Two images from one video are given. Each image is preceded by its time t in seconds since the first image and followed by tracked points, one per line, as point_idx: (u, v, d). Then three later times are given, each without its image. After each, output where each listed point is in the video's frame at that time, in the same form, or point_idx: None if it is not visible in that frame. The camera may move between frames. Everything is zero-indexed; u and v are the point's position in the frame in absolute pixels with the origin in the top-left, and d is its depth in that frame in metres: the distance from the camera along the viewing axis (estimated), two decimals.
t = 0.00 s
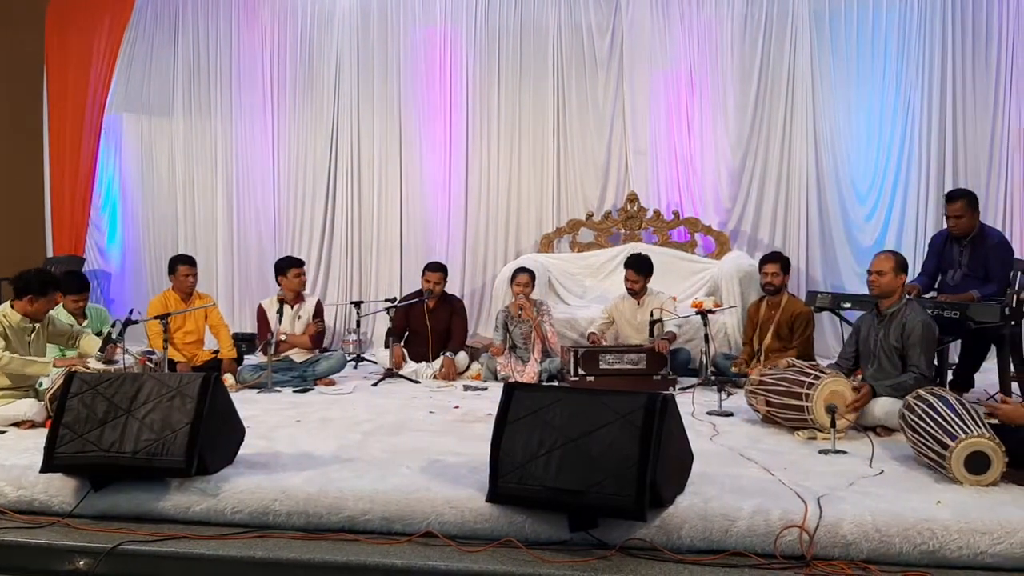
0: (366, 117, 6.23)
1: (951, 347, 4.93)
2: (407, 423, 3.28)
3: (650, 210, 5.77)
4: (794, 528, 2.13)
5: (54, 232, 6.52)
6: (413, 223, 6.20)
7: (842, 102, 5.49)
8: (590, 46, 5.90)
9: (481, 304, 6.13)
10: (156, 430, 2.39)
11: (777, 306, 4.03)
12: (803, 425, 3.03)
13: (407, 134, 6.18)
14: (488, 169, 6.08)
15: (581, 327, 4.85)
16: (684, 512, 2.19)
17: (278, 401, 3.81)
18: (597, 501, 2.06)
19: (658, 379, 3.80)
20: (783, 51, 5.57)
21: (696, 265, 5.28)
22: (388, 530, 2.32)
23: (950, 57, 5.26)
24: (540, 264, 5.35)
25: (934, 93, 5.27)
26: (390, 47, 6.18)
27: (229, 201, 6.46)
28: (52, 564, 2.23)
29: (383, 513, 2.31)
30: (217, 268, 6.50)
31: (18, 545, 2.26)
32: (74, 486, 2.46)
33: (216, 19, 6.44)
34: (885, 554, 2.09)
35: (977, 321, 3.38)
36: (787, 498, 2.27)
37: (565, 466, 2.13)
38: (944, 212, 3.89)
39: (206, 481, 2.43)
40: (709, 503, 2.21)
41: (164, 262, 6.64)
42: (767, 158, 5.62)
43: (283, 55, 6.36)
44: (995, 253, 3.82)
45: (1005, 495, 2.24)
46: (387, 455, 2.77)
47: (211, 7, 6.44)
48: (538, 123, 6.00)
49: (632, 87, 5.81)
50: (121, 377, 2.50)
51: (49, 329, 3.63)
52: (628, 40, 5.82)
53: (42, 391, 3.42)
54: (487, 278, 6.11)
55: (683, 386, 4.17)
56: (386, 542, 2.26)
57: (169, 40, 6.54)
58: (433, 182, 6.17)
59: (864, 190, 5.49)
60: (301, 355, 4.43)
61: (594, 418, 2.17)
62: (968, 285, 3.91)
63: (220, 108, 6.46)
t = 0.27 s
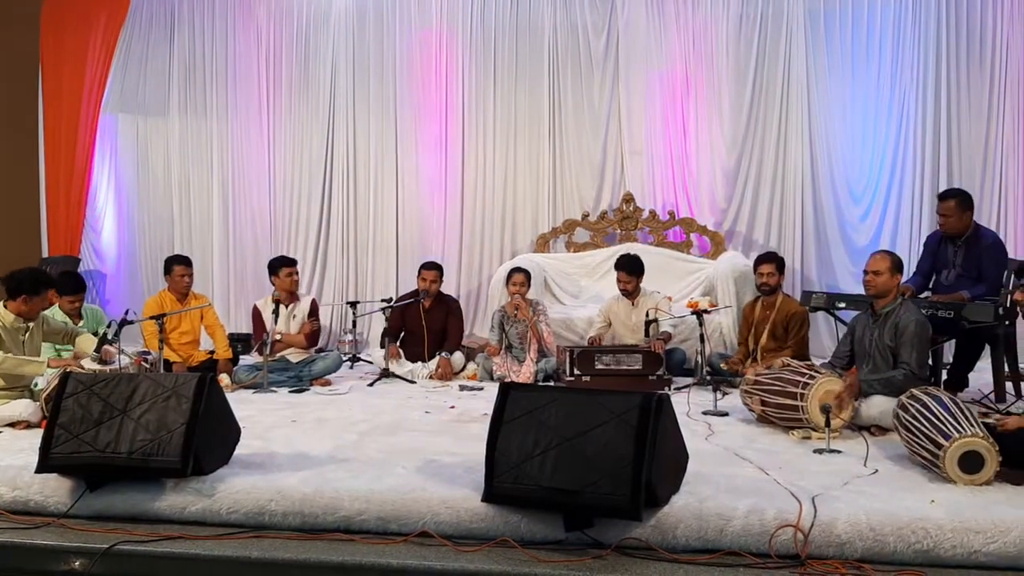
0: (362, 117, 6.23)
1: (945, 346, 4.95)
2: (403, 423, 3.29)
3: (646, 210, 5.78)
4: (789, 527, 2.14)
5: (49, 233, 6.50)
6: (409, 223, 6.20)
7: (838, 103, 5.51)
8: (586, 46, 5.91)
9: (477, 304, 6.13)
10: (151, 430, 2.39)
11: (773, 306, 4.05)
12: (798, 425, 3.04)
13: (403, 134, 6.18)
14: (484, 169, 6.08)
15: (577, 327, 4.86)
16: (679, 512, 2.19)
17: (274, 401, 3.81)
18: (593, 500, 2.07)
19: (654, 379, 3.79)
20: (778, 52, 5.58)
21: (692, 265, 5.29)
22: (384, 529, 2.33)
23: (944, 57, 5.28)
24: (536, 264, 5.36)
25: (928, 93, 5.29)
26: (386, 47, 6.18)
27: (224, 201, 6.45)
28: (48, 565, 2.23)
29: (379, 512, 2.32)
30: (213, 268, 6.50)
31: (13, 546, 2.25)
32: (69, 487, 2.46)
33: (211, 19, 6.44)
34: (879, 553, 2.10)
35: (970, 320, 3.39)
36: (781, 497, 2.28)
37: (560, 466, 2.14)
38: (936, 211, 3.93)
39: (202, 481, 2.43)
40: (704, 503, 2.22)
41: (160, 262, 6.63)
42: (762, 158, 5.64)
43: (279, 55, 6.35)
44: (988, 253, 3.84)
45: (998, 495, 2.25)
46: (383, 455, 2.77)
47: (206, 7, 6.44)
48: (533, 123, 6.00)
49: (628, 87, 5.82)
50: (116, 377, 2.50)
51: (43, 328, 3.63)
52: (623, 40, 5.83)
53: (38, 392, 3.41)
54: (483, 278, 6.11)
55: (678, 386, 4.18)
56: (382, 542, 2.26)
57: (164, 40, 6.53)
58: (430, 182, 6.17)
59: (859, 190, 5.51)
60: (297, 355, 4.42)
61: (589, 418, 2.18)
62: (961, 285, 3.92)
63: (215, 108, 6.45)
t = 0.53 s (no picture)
0: (358, 117, 6.23)
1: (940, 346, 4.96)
2: (398, 423, 3.29)
3: (642, 210, 5.79)
4: (784, 526, 2.14)
5: (44, 233, 6.48)
6: (404, 223, 6.20)
7: (832, 103, 5.52)
8: (581, 46, 5.91)
9: (473, 305, 6.13)
10: (147, 430, 2.38)
11: (768, 306, 4.06)
12: (793, 425, 3.05)
13: (399, 134, 6.18)
14: (479, 168, 6.09)
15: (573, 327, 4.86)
16: (674, 512, 2.20)
17: (270, 402, 3.81)
18: (588, 500, 2.07)
19: (649, 379, 3.81)
20: (773, 52, 5.59)
21: (687, 265, 5.30)
22: (379, 529, 2.33)
23: (938, 58, 5.30)
24: (531, 265, 5.36)
25: (923, 93, 5.31)
26: (382, 47, 6.18)
27: (220, 201, 6.44)
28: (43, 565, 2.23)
29: (374, 513, 2.32)
30: (208, 268, 6.49)
31: (8, 547, 2.25)
32: (65, 487, 2.45)
33: (207, 18, 6.43)
34: (874, 552, 2.10)
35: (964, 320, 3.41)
36: (776, 497, 2.28)
37: (556, 466, 2.14)
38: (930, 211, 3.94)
39: (197, 482, 2.43)
40: (699, 503, 2.23)
41: (155, 262, 6.62)
42: (757, 159, 5.65)
43: (275, 55, 6.35)
44: (982, 253, 3.85)
45: (992, 494, 2.26)
46: (378, 455, 2.78)
47: (202, 7, 6.43)
48: (529, 123, 6.00)
49: (623, 88, 5.83)
50: (112, 377, 2.50)
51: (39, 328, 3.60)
52: (619, 40, 5.83)
53: (32, 392, 3.38)
54: (479, 278, 6.10)
55: (673, 386, 4.19)
56: (378, 542, 2.26)
57: (160, 39, 6.52)
58: (425, 182, 6.17)
59: (854, 191, 5.52)
60: (293, 354, 4.41)
61: (584, 419, 2.18)
62: (955, 285, 3.93)
63: (211, 108, 6.44)
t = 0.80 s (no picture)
0: (355, 117, 6.23)
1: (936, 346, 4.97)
2: (396, 423, 3.29)
3: (639, 210, 5.80)
4: (781, 526, 2.15)
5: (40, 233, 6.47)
6: (401, 222, 6.20)
7: (829, 103, 5.54)
8: (578, 46, 5.92)
9: (470, 305, 6.13)
10: (144, 431, 2.38)
11: (765, 306, 4.06)
12: (789, 424, 3.06)
13: (396, 134, 6.18)
14: (477, 169, 6.09)
15: (570, 328, 4.87)
16: (672, 511, 2.20)
17: (267, 402, 3.81)
18: (585, 500, 2.08)
19: (646, 379, 3.81)
20: (770, 52, 5.60)
21: (684, 265, 5.31)
22: (377, 529, 2.33)
23: (934, 59, 5.32)
24: (528, 265, 5.37)
25: (919, 93, 5.32)
26: (379, 47, 6.17)
27: (217, 201, 6.44)
28: (40, 566, 2.22)
29: (372, 512, 2.32)
30: (205, 268, 6.48)
31: (5, 547, 2.25)
32: (62, 487, 2.45)
33: (204, 18, 6.42)
34: (870, 551, 2.11)
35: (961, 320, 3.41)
36: (773, 496, 2.29)
37: (553, 466, 2.15)
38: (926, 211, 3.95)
39: (195, 482, 2.43)
40: (696, 502, 2.23)
41: (151, 262, 6.61)
42: (754, 159, 5.65)
43: (272, 55, 6.34)
44: (978, 254, 3.86)
45: (987, 493, 2.27)
46: (375, 455, 2.78)
47: (199, 6, 6.42)
48: (527, 123, 6.00)
49: (620, 88, 5.84)
50: (109, 377, 2.50)
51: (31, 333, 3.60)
52: (616, 40, 5.84)
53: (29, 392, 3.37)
54: (476, 278, 6.11)
55: (671, 386, 4.20)
56: (375, 542, 2.27)
57: (157, 39, 6.51)
58: (423, 182, 6.17)
59: (850, 192, 5.53)
60: (289, 355, 4.40)
61: (581, 418, 2.18)
62: (951, 286, 3.94)
63: (208, 108, 6.43)
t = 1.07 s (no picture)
0: (353, 117, 6.22)
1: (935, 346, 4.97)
2: (395, 423, 3.29)
3: (638, 210, 5.80)
4: (780, 525, 2.15)
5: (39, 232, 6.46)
6: (400, 222, 6.20)
7: (827, 103, 5.54)
8: (577, 46, 5.92)
9: (469, 305, 6.12)
10: (143, 430, 2.38)
11: (764, 306, 4.06)
12: (789, 424, 3.06)
13: (395, 134, 6.17)
14: (476, 168, 6.09)
15: (570, 328, 4.86)
16: (671, 511, 2.21)
17: (265, 402, 3.81)
18: (585, 500, 2.08)
19: (645, 378, 3.81)
20: (769, 52, 5.60)
21: (683, 265, 5.31)
22: (376, 529, 2.33)
23: (933, 59, 5.32)
24: (527, 265, 5.37)
25: (918, 93, 5.32)
26: (378, 47, 6.17)
27: (215, 201, 6.43)
28: (39, 565, 2.22)
29: (371, 512, 2.32)
30: (204, 268, 6.47)
31: (4, 547, 2.25)
32: (60, 487, 2.45)
33: (203, 18, 6.42)
34: (869, 551, 2.11)
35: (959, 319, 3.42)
36: (772, 495, 2.29)
37: (552, 465, 2.15)
38: (925, 210, 3.95)
39: (194, 482, 2.43)
40: (695, 502, 2.23)
41: (150, 262, 6.60)
42: (753, 159, 5.66)
43: (270, 55, 6.34)
44: (977, 254, 3.86)
45: (986, 493, 2.28)
46: (374, 454, 2.78)
47: (198, 6, 6.42)
48: (525, 123, 6.00)
49: (619, 88, 5.84)
50: (108, 377, 2.49)
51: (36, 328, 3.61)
52: (614, 40, 5.84)
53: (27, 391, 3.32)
54: (475, 278, 6.11)
55: (670, 386, 4.20)
56: (374, 541, 2.27)
57: (156, 38, 6.51)
58: (421, 182, 6.16)
59: (849, 192, 5.54)
60: (288, 354, 4.40)
61: (581, 418, 2.19)
62: (950, 285, 3.95)
63: (206, 107, 6.43)
